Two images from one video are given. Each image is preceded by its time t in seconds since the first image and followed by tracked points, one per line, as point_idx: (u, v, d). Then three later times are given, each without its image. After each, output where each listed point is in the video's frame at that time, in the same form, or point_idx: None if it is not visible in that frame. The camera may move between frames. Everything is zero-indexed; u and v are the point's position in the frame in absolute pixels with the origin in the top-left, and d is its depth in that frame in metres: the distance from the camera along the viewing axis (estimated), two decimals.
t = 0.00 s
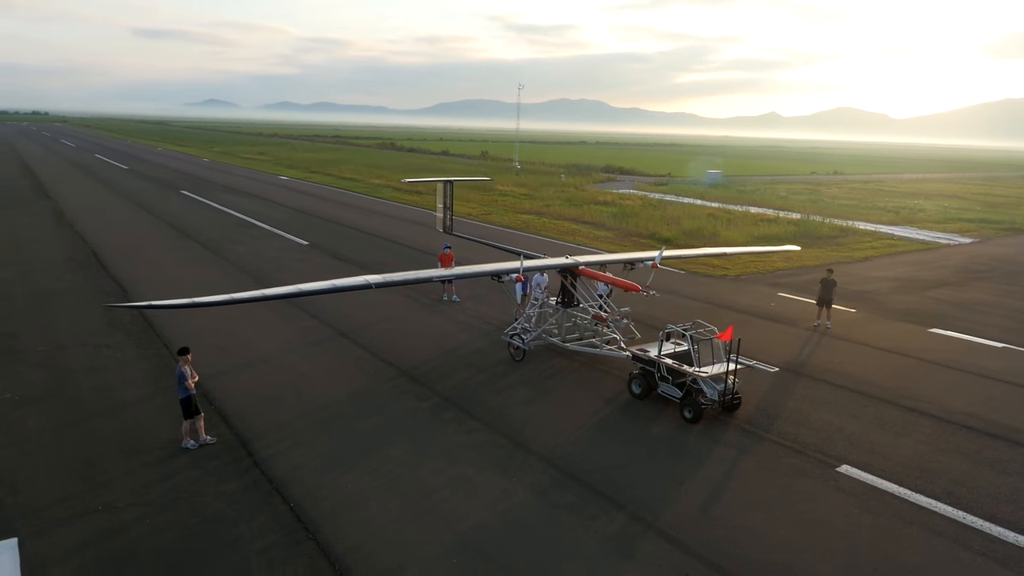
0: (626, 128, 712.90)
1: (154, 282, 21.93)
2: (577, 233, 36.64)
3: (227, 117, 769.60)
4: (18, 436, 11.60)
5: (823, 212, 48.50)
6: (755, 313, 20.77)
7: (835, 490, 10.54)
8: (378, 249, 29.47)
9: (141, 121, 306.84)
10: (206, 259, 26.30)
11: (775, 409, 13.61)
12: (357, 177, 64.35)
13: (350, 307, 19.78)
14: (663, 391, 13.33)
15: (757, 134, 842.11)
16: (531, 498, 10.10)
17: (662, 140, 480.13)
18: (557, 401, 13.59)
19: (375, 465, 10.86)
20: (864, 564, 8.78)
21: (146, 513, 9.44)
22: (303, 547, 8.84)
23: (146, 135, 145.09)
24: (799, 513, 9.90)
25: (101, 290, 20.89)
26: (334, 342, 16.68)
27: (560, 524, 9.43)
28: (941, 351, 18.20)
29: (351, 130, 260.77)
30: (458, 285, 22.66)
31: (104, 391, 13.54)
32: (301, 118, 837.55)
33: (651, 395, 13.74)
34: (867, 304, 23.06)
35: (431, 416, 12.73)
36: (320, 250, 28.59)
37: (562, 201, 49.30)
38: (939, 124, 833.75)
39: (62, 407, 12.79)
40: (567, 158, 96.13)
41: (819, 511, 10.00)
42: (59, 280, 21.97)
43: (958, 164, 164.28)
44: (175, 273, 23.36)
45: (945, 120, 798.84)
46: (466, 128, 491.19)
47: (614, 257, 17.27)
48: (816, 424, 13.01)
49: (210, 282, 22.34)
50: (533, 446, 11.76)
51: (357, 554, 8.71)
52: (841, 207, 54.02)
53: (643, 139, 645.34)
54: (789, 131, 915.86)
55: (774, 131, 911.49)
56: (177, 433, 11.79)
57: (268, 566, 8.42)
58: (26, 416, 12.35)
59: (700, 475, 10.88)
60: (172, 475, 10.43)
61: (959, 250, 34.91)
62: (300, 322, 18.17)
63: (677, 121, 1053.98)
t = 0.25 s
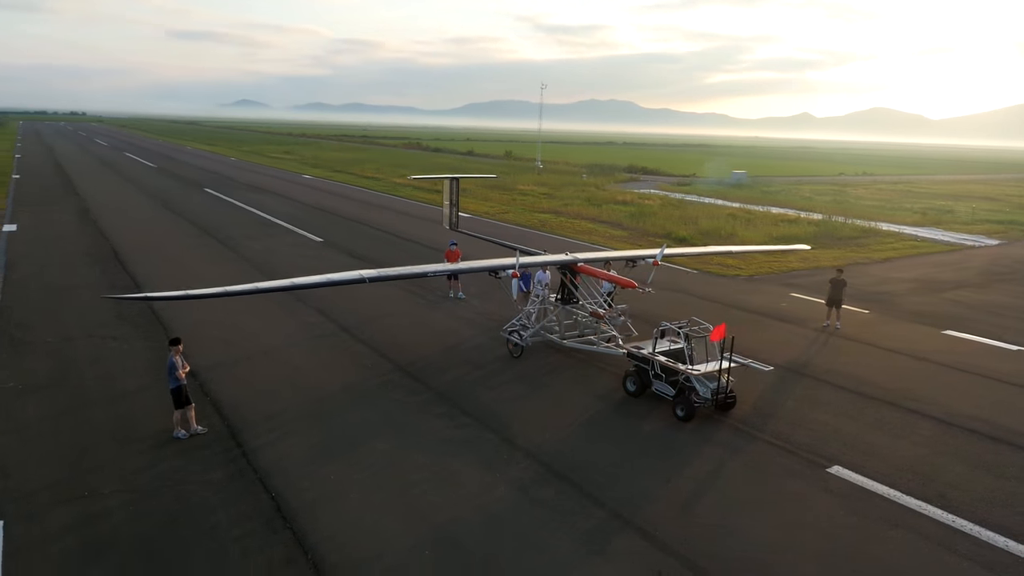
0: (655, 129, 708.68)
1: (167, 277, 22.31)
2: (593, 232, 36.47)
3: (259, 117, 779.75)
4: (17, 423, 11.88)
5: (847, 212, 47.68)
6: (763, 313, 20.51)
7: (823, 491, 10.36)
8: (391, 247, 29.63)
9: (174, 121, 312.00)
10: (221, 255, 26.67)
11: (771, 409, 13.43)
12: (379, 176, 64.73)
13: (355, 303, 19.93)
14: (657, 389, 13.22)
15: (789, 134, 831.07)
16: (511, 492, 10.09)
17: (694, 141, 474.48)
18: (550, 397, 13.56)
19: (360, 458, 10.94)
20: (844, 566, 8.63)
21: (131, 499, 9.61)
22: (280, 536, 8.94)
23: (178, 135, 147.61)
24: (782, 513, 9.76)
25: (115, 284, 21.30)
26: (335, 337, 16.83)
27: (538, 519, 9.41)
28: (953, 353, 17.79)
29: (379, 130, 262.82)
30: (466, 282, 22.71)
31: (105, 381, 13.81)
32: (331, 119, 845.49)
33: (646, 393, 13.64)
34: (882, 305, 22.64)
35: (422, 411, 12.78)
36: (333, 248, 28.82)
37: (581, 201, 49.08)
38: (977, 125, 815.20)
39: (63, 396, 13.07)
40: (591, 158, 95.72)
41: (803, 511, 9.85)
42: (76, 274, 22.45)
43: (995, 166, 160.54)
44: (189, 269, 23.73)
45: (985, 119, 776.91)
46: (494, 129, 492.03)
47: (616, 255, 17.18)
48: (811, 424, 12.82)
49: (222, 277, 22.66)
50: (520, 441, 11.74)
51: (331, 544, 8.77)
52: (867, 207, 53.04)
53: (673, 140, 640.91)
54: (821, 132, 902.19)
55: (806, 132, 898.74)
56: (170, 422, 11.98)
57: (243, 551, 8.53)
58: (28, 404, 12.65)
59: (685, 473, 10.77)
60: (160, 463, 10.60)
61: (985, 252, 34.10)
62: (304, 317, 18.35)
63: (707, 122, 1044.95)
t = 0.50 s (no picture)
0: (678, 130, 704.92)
1: (176, 273, 22.59)
2: (605, 232, 36.31)
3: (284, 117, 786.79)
4: (13, 412, 12.09)
5: (865, 213, 47.05)
6: (767, 313, 20.31)
7: (808, 490, 10.24)
8: (400, 245, 29.75)
9: (202, 121, 316.04)
10: (231, 252, 26.95)
11: (764, 408, 13.31)
12: (395, 175, 65.03)
13: (357, 300, 20.06)
14: (649, 387, 13.14)
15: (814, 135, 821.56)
16: (492, 486, 10.11)
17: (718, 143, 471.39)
18: (541, 394, 13.54)
19: (344, 451, 11.00)
20: (821, 565, 8.53)
21: (116, 488, 9.76)
22: (258, 524, 9.02)
23: (201, 134, 149.42)
24: (764, 511, 9.67)
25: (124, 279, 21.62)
26: (334, 333, 16.94)
27: (516, 513, 9.41)
28: (958, 353, 17.50)
29: (401, 130, 264.36)
30: (470, 280, 22.71)
31: (103, 373, 14.03)
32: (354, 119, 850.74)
33: (638, 391, 13.56)
34: (891, 306, 22.29)
35: (412, 406, 12.83)
36: (342, 245, 29.01)
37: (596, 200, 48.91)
38: (1008, 126, 799.87)
39: (61, 387, 13.28)
40: (610, 158, 95.39)
41: (785, 510, 9.75)
42: (86, 270, 22.81)
43: None
44: (197, 266, 24.02)
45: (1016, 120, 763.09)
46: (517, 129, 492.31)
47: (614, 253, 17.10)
48: (804, 424, 12.67)
49: (229, 274, 22.90)
50: (506, 437, 11.75)
51: (308, 533, 8.85)
52: (887, 208, 52.28)
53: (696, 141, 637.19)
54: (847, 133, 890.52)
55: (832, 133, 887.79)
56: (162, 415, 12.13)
57: (220, 540, 8.63)
58: (26, 394, 12.88)
59: (670, 471, 10.69)
60: (147, 454, 10.73)
61: (1003, 253, 33.47)
62: (306, 313, 18.52)
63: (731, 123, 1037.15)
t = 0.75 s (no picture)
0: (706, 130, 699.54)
1: (187, 269, 23.00)
2: (618, 231, 36.16)
3: (311, 118, 794.33)
4: (13, 400, 12.43)
5: (888, 214, 46.25)
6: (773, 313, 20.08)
7: (790, 487, 10.13)
8: (411, 243, 29.93)
9: (231, 121, 320.52)
10: (244, 249, 27.34)
11: (756, 406, 13.19)
12: (414, 175, 65.39)
13: (361, 296, 20.24)
14: (639, 383, 13.10)
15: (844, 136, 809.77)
16: (471, 479, 10.15)
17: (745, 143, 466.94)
18: (532, 390, 13.55)
19: (328, 442, 11.13)
20: (793, 562, 8.44)
21: (102, 474, 9.99)
22: (235, 511, 9.17)
23: (228, 134, 151.55)
24: (742, 508, 9.57)
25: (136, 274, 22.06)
26: (334, 328, 17.12)
27: (491, 506, 9.43)
28: (965, 355, 17.14)
29: (426, 130, 265.62)
30: (476, 277, 22.77)
31: (104, 364, 14.35)
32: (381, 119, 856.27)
33: (629, 387, 13.52)
34: (902, 307, 21.93)
35: (401, 400, 12.93)
36: (354, 243, 29.27)
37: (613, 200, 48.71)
38: None
39: (62, 377, 13.62)
40: (633, 158, 94.91)
41: (764, 507, 9.64)
42: (101, 265, 23.32)
43: None
44: (209, 262, 24.43)
45: None
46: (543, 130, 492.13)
47: (613, 250, 17.05)
48: (794, 423, 12.52)
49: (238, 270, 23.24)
50: (491, 431, 11.79)
51: (281, 521, 8.96)
52: (911, 209, 51.33)
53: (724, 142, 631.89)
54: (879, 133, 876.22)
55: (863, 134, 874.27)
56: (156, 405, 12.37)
57: (195, 527, 8.79)
58: (28, 383, 13.22)
59: (651, 466, 10.64)
60: (137, 442, 10.97)
61: None
62: (309, 309, 18.73)
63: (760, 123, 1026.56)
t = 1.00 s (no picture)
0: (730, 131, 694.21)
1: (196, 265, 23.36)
2: (629, 230, 36.04)
3: (336, 118, 800.30)
4: (14, 389, 12.73)
5: (906, 214, 45.60)
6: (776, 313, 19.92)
7: (773, 485, 10.06)
8: (420, 241, 30.09)
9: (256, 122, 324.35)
10: (254, 246, 27.69)
11: (748, 404, 13.11)
12: (431, 175, 65.68)
13: (364, 292, 20.41)
14: (629, 380, 13.07)
15: (871, 136, 798.56)
16: (452, 472, 10.22)
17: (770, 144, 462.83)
18: (523, 386, 13.59)
19: (315, 435, 11.26)
20: (768, 560, 8.38)
21: (92, 461, 10.21)
22: (217, 500, 9.33)
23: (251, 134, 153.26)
24: (721, 505, 9.54)
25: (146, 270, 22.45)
26: (334, 323, 17.29)
27: (470, 499, 9.48)
28: (970, 356, 16.88)
29: (448, 131, 266.70)
30: (480, 275, 22.85)
31: (106, 356, 14.64)
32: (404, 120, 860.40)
33: (621, 384, 13.50)
34: (910, 307, 21.65)
35: (392, 395, 13.03)
36: (363, 241, 29.50)
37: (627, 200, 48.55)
38: None
39: (63, 368, 13.91)
40: (651, 158, 94.48)
41: (744, 504, 9.60)
42: (114, 261, 23.76)
43: None
44: (219, 258, 24.79)
45: None
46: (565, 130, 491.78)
47: (612, 248, 17.03)
48: (785, 422, 12.43)
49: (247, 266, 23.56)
50: (478, 426, 11.85)
51: (260, 510, 9.09)
52: (932, 210, 50.53)
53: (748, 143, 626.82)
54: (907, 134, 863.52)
55: (890, 134, 861.74)
56: (152, 395, 12.59)
57: (177, 513, 8.96)
58: (30, 373, 13.53)
59: (633, 462, 10.64)
60: (129, 431, 11.18)
61: None
62: (312, 305, 18.94)
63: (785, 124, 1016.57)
